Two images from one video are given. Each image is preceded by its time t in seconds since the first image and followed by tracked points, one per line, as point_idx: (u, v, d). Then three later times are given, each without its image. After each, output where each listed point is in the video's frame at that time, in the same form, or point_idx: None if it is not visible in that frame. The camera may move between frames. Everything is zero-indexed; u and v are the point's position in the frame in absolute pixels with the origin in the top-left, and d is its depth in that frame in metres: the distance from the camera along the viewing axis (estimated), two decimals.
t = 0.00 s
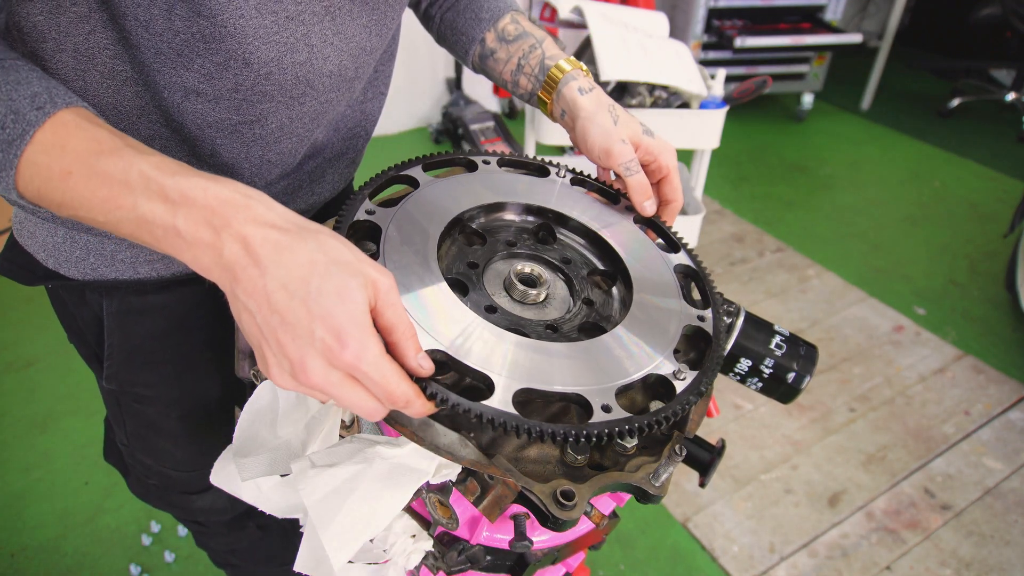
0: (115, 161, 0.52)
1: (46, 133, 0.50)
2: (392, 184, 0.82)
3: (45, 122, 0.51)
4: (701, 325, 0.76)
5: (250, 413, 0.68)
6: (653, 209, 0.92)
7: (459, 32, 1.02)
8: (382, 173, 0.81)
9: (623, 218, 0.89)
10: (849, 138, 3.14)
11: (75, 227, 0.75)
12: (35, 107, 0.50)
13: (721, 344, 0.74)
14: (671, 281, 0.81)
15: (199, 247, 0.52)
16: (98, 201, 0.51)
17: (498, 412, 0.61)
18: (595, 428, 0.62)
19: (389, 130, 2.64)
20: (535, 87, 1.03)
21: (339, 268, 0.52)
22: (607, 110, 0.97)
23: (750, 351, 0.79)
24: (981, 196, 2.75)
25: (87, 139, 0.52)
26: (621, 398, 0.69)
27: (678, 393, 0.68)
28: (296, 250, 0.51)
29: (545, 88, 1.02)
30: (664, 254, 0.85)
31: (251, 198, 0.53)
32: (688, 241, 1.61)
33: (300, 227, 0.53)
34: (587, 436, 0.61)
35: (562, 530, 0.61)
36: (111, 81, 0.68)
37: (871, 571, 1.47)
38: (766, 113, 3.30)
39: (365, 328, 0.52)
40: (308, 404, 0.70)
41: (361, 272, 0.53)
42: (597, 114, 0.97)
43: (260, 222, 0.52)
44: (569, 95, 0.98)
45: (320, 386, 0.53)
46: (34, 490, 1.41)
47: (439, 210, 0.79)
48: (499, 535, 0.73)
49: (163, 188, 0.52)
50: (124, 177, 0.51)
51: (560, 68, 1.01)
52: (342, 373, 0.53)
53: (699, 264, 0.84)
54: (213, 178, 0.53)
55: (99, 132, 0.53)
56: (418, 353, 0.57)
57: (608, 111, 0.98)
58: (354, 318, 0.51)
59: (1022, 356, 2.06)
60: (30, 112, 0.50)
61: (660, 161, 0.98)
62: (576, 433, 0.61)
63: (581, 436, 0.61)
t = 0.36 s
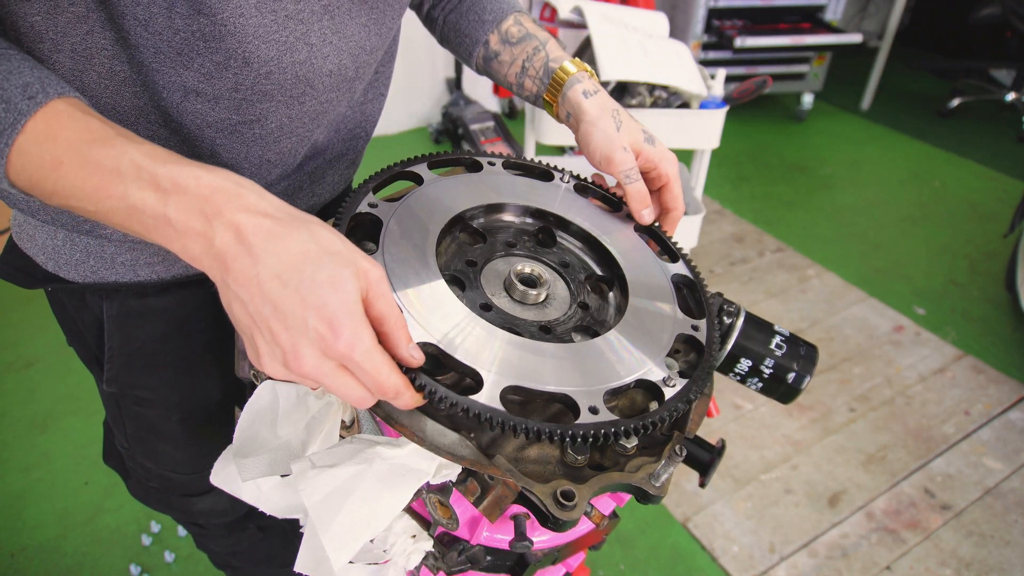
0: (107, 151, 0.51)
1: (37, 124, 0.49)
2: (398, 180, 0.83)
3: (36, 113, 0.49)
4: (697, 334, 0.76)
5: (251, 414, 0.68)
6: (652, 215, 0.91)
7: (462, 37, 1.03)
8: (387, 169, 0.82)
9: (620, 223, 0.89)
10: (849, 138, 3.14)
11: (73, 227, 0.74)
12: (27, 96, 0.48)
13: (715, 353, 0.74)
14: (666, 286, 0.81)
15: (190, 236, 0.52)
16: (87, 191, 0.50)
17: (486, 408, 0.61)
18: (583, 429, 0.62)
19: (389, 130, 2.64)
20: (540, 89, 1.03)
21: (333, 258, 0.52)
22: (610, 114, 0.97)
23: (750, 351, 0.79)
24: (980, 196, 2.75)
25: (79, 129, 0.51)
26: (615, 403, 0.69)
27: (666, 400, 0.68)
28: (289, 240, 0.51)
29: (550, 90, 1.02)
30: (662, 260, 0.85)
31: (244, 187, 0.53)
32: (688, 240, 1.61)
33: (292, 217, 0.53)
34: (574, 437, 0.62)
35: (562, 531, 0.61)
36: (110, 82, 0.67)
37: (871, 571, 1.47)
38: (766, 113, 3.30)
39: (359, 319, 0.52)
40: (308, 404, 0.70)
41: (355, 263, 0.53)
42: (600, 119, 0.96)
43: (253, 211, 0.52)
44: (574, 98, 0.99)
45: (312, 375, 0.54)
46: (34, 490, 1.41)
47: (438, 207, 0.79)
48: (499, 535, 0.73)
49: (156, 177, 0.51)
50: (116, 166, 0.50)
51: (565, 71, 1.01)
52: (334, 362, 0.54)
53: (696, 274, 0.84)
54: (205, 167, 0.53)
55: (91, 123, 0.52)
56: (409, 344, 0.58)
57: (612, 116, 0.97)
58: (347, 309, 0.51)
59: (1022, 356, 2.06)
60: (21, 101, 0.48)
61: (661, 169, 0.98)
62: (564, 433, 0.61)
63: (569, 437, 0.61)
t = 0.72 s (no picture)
0: (139, 158, 0.48)
1: (65, 132, 0.48)
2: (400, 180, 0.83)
3: (63, 122, 0.48)
4: (697, 334, 0.76)
5: (251, 415, 0.67)
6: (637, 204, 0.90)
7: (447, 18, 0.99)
8: (387, 169, 0.82)
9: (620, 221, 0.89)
10: (849, 138, 3.14)
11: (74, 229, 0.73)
12: (53, 108, 0.48)
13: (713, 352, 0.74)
14: (666, 285, 0.81)
15: (227, 240, 0.46)
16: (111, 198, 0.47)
17: (485, 408, 0.61)
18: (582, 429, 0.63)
19: (389, 130, 2.64)
20: (527, 73, 0.99)
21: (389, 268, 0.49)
22: (593, 95, 0.94)
23: (750, 351, 0.79)
24: (980, 196, 2.75)
25: (105, 138, 0.49)
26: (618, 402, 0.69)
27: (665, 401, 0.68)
28: (341, 243, 0.48)
29: (534, 74, 0.98)
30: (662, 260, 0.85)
31: (284, 195, 0.50)
32: (688, 240, 1.61)
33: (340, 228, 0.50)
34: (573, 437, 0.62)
35: (562, 531, 0.62)
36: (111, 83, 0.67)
37: (871, 571, 1.47)
38: (766, 113, 3.30)
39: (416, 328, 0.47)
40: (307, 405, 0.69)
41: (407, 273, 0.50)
42: (581, 105, 0.93)
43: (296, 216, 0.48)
44: (555, 82, 0.95)
45: (379, 392, 0.46)
46: (34, 490, 1.41)
47: (435, 207, 0.79)
48: (499, 535, 0.73)
49: (193, 184, 0.47)
50: (151, 174, 0.47)
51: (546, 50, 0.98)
52: (396, 382, 0.47)
53: (695, 274, 0.84)
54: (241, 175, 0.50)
55: (120, 133, 0.50)
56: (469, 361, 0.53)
57: (594, 99, 0.93)
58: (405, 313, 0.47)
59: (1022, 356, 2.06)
60: (47, 112, 0.47)
61: (650, 148, 0.94)
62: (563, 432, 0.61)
63: (568, 438, 0.62)
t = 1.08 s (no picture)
0: (151, 181, 0.48)
1: (76, 155, 0.48)
2: (400, 180, 0.83)
3: (74, 145, 0.48)
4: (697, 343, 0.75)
5: (251, 415, 0.67)
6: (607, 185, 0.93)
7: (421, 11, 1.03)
8: (387, 168, 0.82)
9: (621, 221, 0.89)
10: (849, 138, 3.14)
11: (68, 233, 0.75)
12: (65, 130, 0.48)
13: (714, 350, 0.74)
14: (666, 286, 0.81)
15: (245, 267, 0.48)
16: (127, 224, 0.47)
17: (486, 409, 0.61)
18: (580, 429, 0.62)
19: (389, 130, 2.64)
20: (496, 60, 1.03)
21: (397, 287, 0.53)
22: (569, 85, 0.98)
23: (750, 351, 0.79)
24: (980, 196, 2.75)
25: (117, 160, 0.49)
26: (616, 401, 0.69)
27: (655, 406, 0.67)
28: (355, 268, 0.50)
29: (507, 59, 1.02)
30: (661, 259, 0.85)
31: (293, 216, 0.52)
32: (688, 239, 1.61)
33: (348, 247, 0.52)
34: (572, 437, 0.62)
35: (562, 531, 0.62)
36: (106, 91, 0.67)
37: (871, 571, 1.47)
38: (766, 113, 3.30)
39: (432, 350, 0.52)
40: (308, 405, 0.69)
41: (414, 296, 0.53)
42: (557, 92, 0.98)
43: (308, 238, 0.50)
44: (531, 68, 0.99)
45: (391, 409, 0.51)
46: (34, 490, 1.41)
47: (435, 206, 0.79)
48: (499, 535, 0.73)
49: (208, 207, 0.49)
50: (164, 196, 0.48)
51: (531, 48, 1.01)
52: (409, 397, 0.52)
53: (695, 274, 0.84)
54: (251, 196, 0.52)
55: (130, 153, 0.50)
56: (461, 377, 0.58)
57: (568, 88, 0.98)
58: (422, 338, 0.51)
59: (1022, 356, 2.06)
60: (63, 136, 0.47)
61: (619, 135, 0.98)
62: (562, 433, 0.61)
63: (569, 438, 0.61)
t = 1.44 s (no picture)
0: (96, 142, 0.50)
1: (22, 120, 0.49)
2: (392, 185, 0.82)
3: (21, 110, 0.50)
4: (682, 374, 0.71)
5: (251, 414, 0.68)
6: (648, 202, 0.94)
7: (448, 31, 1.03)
8: (381, 173, 0.81)
9: (610, 212, 0.90)
10: (849, 138, 3.14)
11: (56, 232, 0.75)
12: (14, 94, 0.50)
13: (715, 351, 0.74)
14: (666, 285, 0.81)
15: (185, 224, 0.49)
16: (74, 183, 0.49)
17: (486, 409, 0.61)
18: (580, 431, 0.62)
19: (390, 130, 2.64)
20: (529, 75, 1.02)
21: (340, 249, 0.52)
22: (606, 98, 0.98)
23: (750, 351, 0.79)
24: (980, 197, 2.75)
25: (62, 125, 0.51)
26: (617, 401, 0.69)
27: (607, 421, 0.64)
28: (295, 228, 0.51)
29: (540, 74, 1.01)
30: (661, 257, 0.85)
31: (239, 175, 0.53)
32: (688, 240, 1.60)
33: (292, 207, 0.53)
34: (571, 438, 0.61)
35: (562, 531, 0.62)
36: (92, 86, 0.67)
37: (871, 571, 1.47)
38: (766, 113, 3.30)
39: (373, 312, 0.52)
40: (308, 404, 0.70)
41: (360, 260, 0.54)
42: (596, 106, 0.97)
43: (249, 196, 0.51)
44: (566, 81, 0.99)
45: (326, 369, 0.51)
46: (34, 490, 1.41)
47: (434, 207, 0.80)
48: (499, 535, 0.73)
49: (150, 167, 0.50)
50: (108, 156, 0.49)
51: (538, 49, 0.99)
52: (347, 358, 0.52)
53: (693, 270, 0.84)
54: (198, 157, 0.52)
55: (76, 118, 0.52)
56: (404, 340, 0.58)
57: (607, 100, 0.97)
58: (363, 299, 0.51)
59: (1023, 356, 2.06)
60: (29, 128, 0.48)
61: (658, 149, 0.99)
62: (561, 432, 0.61)
63: (567, 438, 0.61)
